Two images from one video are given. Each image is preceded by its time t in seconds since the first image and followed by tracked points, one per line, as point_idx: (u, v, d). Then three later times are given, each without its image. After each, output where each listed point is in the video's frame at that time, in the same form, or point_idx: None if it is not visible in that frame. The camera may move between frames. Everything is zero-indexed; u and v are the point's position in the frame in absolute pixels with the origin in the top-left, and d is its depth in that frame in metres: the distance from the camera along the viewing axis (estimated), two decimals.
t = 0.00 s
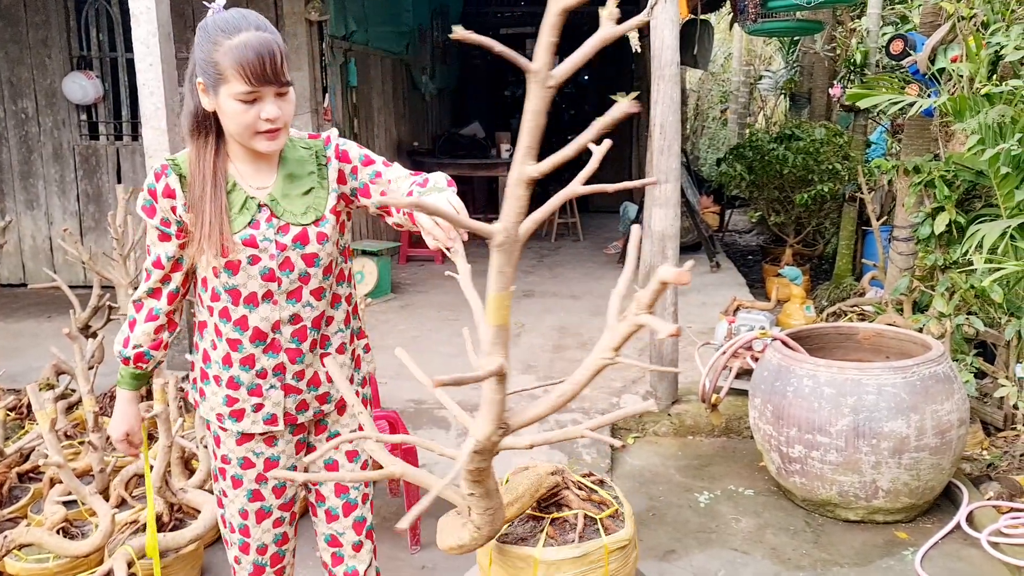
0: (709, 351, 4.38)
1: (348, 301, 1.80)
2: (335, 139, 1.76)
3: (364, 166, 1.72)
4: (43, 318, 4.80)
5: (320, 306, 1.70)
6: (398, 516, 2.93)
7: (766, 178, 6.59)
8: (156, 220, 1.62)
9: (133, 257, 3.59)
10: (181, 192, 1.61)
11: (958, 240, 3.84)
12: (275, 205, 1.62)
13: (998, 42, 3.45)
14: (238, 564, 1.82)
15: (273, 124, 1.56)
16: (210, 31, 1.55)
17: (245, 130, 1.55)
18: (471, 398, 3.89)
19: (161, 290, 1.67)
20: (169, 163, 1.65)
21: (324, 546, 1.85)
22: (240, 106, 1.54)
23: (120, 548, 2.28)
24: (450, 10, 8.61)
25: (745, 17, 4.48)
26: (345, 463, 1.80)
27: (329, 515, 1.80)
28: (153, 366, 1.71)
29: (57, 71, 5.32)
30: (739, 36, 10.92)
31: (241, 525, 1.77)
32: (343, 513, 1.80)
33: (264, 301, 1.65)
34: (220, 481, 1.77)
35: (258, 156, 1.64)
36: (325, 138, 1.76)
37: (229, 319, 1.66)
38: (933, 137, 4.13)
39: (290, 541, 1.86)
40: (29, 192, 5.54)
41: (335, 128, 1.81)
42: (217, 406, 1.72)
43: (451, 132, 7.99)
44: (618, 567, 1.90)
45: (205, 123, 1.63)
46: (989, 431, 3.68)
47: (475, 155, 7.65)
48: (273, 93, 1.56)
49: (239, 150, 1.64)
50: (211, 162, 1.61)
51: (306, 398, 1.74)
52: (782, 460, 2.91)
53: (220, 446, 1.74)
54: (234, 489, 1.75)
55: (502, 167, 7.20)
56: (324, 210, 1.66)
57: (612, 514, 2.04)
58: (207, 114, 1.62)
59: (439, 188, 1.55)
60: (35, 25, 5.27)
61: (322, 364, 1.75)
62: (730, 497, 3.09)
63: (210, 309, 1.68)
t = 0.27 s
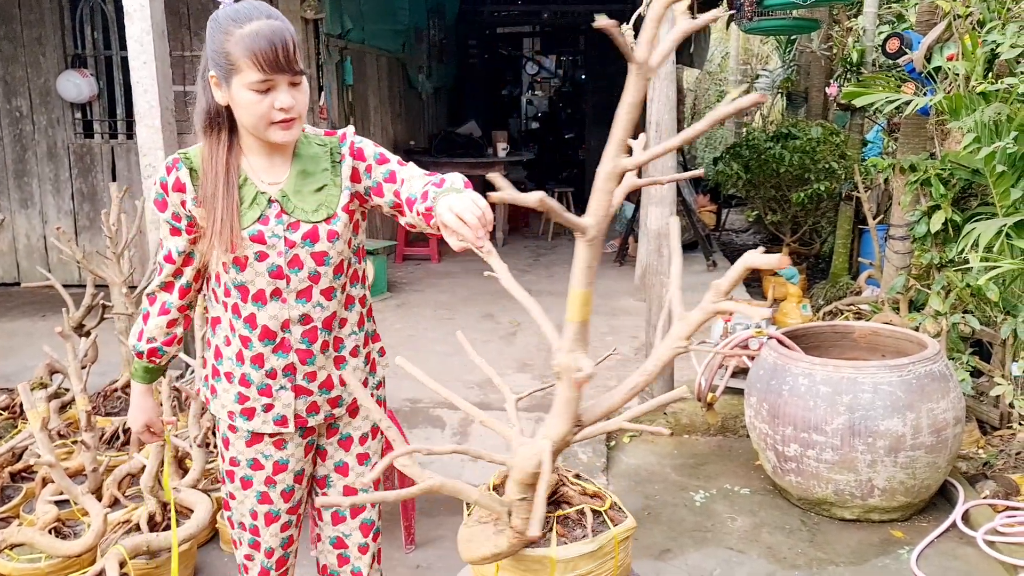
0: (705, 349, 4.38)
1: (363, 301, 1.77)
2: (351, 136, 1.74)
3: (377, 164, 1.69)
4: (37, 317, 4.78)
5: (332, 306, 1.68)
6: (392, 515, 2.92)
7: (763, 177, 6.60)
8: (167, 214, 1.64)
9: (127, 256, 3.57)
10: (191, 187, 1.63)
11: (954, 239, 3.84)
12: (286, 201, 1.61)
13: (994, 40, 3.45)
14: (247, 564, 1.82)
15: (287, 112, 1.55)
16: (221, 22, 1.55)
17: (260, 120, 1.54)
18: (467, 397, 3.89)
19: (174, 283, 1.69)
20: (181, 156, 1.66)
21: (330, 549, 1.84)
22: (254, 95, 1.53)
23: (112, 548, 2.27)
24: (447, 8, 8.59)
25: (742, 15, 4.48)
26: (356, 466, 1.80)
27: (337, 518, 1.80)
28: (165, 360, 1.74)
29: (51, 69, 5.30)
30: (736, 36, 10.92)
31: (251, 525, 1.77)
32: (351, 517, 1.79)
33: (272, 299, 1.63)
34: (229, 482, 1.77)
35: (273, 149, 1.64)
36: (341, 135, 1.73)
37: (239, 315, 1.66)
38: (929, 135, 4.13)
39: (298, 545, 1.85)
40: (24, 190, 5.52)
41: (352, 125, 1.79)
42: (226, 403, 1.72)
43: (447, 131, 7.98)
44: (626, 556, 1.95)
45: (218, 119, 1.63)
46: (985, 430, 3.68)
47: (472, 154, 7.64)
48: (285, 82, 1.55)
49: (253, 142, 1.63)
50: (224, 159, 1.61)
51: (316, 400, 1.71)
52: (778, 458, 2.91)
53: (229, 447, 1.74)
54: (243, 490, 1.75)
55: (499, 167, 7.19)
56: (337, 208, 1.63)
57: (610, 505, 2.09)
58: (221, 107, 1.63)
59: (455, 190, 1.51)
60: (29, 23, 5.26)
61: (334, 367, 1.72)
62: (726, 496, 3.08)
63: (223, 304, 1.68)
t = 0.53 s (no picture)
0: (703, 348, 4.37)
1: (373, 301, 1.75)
2: (364, 133, 1.72)
3: (389, 163, 1.68)
4: (31, 317, 4.75)
5: (342, 307, 1.66)
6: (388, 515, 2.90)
7: (760, 176, 6.59)
8: (174, 208, 1.63)
9: (122, 254, 3.55)
10: (199, 182, 1.62)
11: (951, 237, 3.83)
12: (294, 197, 1.60)
13: (993, 37, 3.42)
14: (251, 563, 1.80)
15: (303, 98, 1.55)
16: (228, 12, 1.56)
17: (276, 108, 1.54)
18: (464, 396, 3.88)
19: (180, 280, 1.68)
20: (188, 150, 1.65)
21: (337, 551, 1.82)
22: (268, 82, 1.53)
23: (105, 548, 2.24)
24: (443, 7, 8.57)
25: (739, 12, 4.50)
26: (362, 468, 1.77)
27: (343, 520, 1.79)
28: (167, 359, 1.73)
29: (45, 67, 5.27)
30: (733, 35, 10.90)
31: (256, 524, 1.76)
32: (358, 518, 1.78)
33: (279, 297, 1.62)
34: (233, 482, 1.76)
35: (285, 141, 1.63)
36: (353, 132, 1.72)
37: (246, 313, 1.65)
38: (927, 134, 4.09)
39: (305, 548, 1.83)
40: (18, 189, 5.49)
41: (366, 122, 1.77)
42: (233, 402, 1.71)
43: (444, 130, 7.96)
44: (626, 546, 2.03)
45: (225, 118, 1.63)
46: (983, 428, 3.68)
47: (469, 153, 7.62)
48: (299, 66, 1.55)
49: (264, 136, 1.63)
50: (232, 158, 1.60)
51: (322, 401, 1.68)
52: (776, 457, 2.89)
53: (234, 448, 1.73)
54: (247, 490, 1.74)
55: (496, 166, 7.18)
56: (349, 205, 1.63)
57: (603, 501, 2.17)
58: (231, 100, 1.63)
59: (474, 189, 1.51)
60: (24, 21, 5.23)
61: (342, 367, 1.69)
62: (724, 495, 3.07)
63: (230, 302, 1.68)
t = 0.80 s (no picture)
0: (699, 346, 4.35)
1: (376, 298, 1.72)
2: (373, 129, 1.69)
3: (399, 158, 1.64)
4: (22, 315, 4.71)
5: (342, 304, 1.63)
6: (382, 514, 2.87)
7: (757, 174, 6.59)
8: (176, 198, 1.59)
9: (113, 251, 3.52)
10: (202, 172, 1.58)
11: (949, 234, 3.81)
12: (300, 192, 1.57)
13: (991, 32, 3.41)
14: (244, 563, 1.78)
15: (318, 87, 1.52)
16: None
17: (291, 97, 1.51)
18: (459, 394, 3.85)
19: (178, 271, 1.65)
20: (193, 139, 1.61)
21: (333, 553, 1.79)
22: (283, 71, 1.50)
23: (95, 548, 2.21)
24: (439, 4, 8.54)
25: (736, 8, 4.49)
26: (360, 469, 1.74)
27: (339, 521, 1.76)
28: (162, 351, 1.70)
29: (37, 63, 5.23)
30: (730, 34, 10.89)
31: (249, 524, 1.73)
32: (355, 519, 1.75)
33: (279, 293, 1.59)
34: (227, 480, 1.73)
35: (294, 133, 1.60)
36: (362, 127, 1.68)
37: (244, 309, 1.62)
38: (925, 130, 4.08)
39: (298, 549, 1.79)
40: (9, 186, 5.45)
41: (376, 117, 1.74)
42: (230, 398, 1.68)
43: (440, 128, 7.93)
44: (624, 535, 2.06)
45: (230, 111, 1.60)
46: (981, 426, 3.66)
47: (465, 150, 7.59)
48: (313, 54, 1.52)
49: (273, 127, 1.60)
50: (236, 154, 1.57)
51: (321, 401, 1.65)
52: (773, 455, 2.87)
53: (228, 446, 1.70)
54: (241, 489, 1.71)
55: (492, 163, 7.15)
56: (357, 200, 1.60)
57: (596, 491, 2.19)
58: (237, 90, 1.60)
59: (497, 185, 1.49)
60: (15, 16, 5.18)
61: (341, 367, 1.66)
62: (721, 493, 3.04)
63: (228, 297, 1.64)
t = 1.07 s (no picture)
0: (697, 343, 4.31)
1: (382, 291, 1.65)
2: (385, 120, 1.61)
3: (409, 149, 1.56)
4: (12, 312, 4.66)
5: (349, 299, 1.55)
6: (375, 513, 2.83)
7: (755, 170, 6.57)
8: (180, 186, 1.53)
9: (103, 248, 3.46)
10: (208, 160, 1.51)
11: (950, 229, 3.76)
12: (308, 183, 1.50)
13: (993, 23, 3.36)
14: (237, 564, 1.70)
15: (335, 74, 1.45)
16: None
17: (307, 84, 1.44)
18: (455, 392, 3.80)
19: (178, 261, 1.59)
20: (199, 124, 1.55)
21: (329, 555, 1.72)
22: (299, 57, 1.43)
23: (80, 550, 2.14)
24: None
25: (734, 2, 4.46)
26: (360, 471, 1.67)
27: (337, 523, 1.69)
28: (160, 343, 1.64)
29: (28, 58, 5.17)
30: (727, 31, 10.85)
31: (243, 526, 1.66)
32: (353, 522, 1.68)
33: (283, 287, 1.52)
34: (222, 479, 1.66)
35: (305, 121, 1.53)
36: (374, 118, 1.61)
37: (246, 302, 1.55)
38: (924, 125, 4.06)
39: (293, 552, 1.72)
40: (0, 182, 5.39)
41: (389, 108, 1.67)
42: (229, 395, 1.60)
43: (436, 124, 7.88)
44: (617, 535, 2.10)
45: (240, 98, 1.53)
46: (982, 424, 3.63)
47: (461, 147, 7.54)
48: (330, 38, 1.45)
49: (283, 115, 1.53)
50: (244, 143, 1.50)
51: (323, 399, 1.58)
52: (774, 453, 2.82)
53: (224, 445, 1.63)
54: (236, 489, 1.64)
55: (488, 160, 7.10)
56: (367, 193, 1.52)
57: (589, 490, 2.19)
58: (247, 77, 1.54)
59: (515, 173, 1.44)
60: (5, 11, 5.12)
61: (344, 364, 1.59)
62: (721, 492, 3.00)
63: (230, 289, 1.57)
